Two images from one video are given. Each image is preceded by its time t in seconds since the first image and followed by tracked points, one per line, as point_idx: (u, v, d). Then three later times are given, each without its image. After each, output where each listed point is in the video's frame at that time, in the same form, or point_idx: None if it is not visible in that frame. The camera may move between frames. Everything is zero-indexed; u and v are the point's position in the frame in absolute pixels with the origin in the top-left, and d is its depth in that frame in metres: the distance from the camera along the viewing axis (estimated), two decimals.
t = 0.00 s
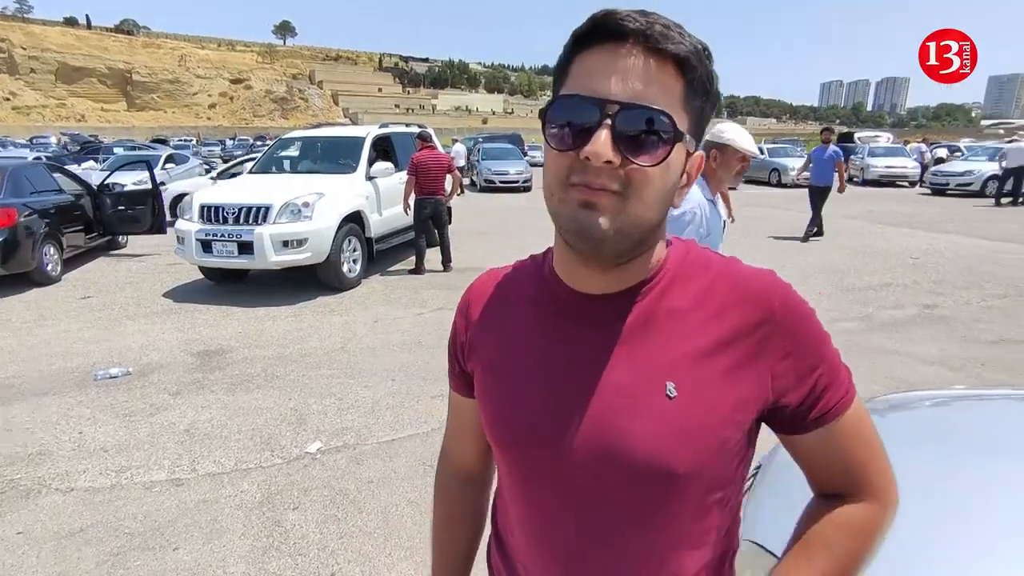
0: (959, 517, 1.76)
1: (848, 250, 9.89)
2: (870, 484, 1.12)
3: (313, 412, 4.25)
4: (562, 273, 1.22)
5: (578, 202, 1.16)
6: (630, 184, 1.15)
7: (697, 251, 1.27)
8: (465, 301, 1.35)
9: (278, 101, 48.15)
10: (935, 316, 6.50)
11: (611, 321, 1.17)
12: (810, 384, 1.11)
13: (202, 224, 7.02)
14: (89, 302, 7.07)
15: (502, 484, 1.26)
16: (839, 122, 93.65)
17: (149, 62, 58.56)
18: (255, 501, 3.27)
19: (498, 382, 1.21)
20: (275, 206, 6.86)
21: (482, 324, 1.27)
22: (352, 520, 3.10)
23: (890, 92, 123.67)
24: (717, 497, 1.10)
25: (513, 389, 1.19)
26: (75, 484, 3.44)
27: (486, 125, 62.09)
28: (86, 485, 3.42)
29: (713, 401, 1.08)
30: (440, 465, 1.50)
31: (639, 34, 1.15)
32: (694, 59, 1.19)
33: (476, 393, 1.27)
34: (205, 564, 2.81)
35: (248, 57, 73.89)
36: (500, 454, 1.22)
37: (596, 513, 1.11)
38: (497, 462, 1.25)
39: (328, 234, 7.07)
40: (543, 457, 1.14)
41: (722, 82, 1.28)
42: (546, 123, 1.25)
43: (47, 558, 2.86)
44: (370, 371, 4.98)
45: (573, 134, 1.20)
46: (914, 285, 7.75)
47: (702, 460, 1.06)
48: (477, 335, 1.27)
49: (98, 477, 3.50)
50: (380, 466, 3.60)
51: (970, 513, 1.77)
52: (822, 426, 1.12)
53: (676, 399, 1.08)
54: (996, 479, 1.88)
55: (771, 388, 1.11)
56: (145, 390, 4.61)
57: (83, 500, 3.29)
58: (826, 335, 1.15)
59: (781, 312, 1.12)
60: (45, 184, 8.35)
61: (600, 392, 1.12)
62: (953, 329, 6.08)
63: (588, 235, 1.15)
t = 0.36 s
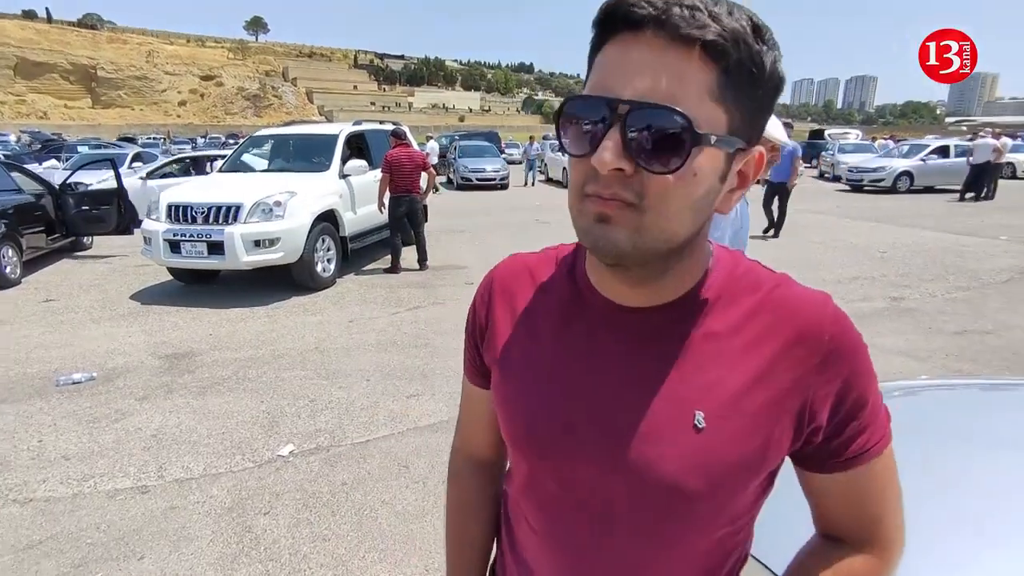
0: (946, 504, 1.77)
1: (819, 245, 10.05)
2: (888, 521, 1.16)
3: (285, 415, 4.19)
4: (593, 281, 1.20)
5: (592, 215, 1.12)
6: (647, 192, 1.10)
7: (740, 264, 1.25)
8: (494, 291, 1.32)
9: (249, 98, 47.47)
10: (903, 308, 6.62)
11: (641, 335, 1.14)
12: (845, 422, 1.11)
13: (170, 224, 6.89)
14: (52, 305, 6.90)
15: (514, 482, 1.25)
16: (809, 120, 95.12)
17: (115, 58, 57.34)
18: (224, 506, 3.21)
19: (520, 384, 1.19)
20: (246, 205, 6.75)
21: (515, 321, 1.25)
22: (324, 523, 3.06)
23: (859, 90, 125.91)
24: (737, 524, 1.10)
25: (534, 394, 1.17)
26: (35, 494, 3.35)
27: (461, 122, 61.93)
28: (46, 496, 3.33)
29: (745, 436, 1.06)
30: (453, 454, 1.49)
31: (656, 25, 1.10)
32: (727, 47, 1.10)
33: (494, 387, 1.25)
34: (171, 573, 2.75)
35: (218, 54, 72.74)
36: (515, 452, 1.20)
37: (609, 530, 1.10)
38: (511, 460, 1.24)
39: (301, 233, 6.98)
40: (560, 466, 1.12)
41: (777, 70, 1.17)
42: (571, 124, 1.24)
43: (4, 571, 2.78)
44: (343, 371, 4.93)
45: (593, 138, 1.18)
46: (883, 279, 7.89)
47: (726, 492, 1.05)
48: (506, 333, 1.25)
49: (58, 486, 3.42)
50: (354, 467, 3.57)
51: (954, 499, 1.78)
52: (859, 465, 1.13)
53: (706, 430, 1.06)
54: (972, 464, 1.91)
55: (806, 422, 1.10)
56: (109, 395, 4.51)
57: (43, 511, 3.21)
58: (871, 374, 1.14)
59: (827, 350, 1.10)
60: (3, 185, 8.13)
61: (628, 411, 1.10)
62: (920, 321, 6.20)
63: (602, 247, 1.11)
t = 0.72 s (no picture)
0: (940, 505, 1.75)
1: (809, 240, 10.11)
2: (878, 517, 1.14)
3: (276, 414, 4.17)
4: (592, 264, 1.21)
5: (591, 205, 1.13)
6: (644, 180, 1.11)
7: (737, 255, 1.24)
8: (490, 276, 1.33)
9: (238, 96, 47.14)
10: (893, 303, 6.66)
11: (637, 320, 1.14)
12: (837, 413, 1.09)
13: (158, 223, 6.84)
14: (40, 306, 6.84)
15: (502, 466, 1.25)
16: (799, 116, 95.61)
17: (101, 56, 56.85)
18: (215, 507, 3.20)
19: (508, 366, 1.20)
20: (236, 204, 6.71)
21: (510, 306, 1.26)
22: (317, 523, 3.05)
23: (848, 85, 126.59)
24: (722, 510, 1.09)
25: (522, 376, 1.18)
26: (24, 497, 3.32)
27: (452, 120, 61.81)
28: (35, 499, 3.30)
29: (731, 420, 1.05)
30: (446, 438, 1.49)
31: (651, 13, 1.09)
32: (723, 34, 1.09)
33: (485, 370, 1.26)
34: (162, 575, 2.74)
35: (207, 52, 72.25)
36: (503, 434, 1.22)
37: (591, 512, 1.10)
38: (500, 443, 1.25)
39: (291, 232, 6.95)
40: (544, 447, 1.13)
41: (775, 57, 1.15)
42: (570, 112, 1.24)
43: None
44: (335, 370, 4.92)
45: (590, 128, 1.19)
46: (873, 273, 7.93)
47: (709, 476, 1.05)
48: (500, 317, 1.26)
49: (48, 488, 3.39)
50: (347, 466, 3.56)
51: (946, 499, 1.77)
52: (850, 459, 1.10)
53: (693, 412, 1.06)
54: (959, 461, 1.90)
55: (798, 410, 1.08)
56: (98, 396, 4.48)
57: (32, 513, 3.18)
58: (866, 367, 1.12)
59: (820, 338, 1.09)
60: None
61: (614, 393, 1.10)
62: (911, 315, 6.24)
63: (599, 236, 1.12)
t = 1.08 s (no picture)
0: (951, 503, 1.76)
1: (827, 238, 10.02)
2: (859, 501, 1.12)
3: (296, 412, 4.21)
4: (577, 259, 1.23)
5: (553, 206, 1.16)
6: (591, 171, 1.13)
7: (715, 247, 1.25)
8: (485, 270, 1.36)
9: (253, 96, 47.45)
10: (913, 300, 6.59)
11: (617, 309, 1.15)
12: (813, 394, 1.09)
13: (177, 223, 6.92)
14: (63, 305, 6.94)
15: (489, 452, 1.26)
16: (816, 112, 94.67)
17: (119, 57, 57.46)
18: (237, 504, 3.23)
19: (496, 351, 1.22)
20: (252, 204, 6.77)
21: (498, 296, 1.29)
22: (337, 520, 3.08)
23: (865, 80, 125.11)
24: (705, 494, 1.08)
25: (507, 360, 1.19)
26: (52, 492, 3.38)
27: (467, 118, 61.83)
28: (62, 494, 3.35)
29: (707, 399, 1.05)
30: (440, 424, 1.48)
31: (565, 29, 1.16)
32: (631, 30, 1.13)
33: (476, 358, 1.28)
34: (187, 570, 2.78)
35: (222, 53, 72.81)
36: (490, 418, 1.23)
37: (572, 491, 1.10)
38: (489, 429, 1.26)
39: (307, 231, 7.00)
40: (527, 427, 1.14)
41: (696, 42, 1.16)
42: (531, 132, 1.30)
43: (23, 569, 2.81)
44: (353, 369, 4.95)
45: (542, 138, 1.23)
46: (892, 271, 7.84)
47: (686, 454, 1.04)
48: (490, 306, 1.28)
49: (75, 484, 3.44)
50: (366, 464, 3.58)
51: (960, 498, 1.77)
52: (825, 439, 1.10)
53: (671, 394, 1.06)
54: (977, 462, 1.90)
55: (774, 393, 1.09)
56: (122, 393, 4.55)
57: (60, 508, 3.24)
58: (839, 353, 1.13)
59: (794, 322, 1.09)
60: (12, 185, 8.16)
61: (595, 377, 1.10)
62: (931, 313, 6.17)
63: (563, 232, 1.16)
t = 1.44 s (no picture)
0: (969, 503, 1.76)
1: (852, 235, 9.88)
2: (892, 461, 1.08)
3: (319, 408, 4.25)
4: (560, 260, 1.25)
5: (516, 204, 1.20)
6: (540, 165, 1.16)
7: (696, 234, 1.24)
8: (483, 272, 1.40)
9: (275, 96, 47.85)
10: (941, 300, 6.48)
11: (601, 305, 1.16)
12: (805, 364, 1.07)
13: (202, 220, 7.01)
14: (92, 301, 7.07)
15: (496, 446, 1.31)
16: (840, 108, 93.33)
17: (144, 58, 58.27)
18: (263, 497, 3.27)
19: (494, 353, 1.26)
20: (275, 201, 6.84)
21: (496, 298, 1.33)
22: (361, 516, 3.10)
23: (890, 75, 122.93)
24: (699, 472, 1.10)
25: (506, 355, 1.24)
26: (85, 483, 3.45)
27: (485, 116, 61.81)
28: (95, 485, 3.42)
29: (695, 383, 1.07)
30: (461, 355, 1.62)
31: (504, 39, 1.23)
32: (561, 25, 1.18)
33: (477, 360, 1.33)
34: (216, 561, 2.82)
35: (244, 53, 73.54)
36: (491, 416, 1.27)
37: (573, 482, 1.14)
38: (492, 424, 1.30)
39: (329, 229, 7.06)
40: (524, 424, 1.18)
41: (629, 32, 1.20)
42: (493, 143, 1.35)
43: (58, 558, 2.87)
44: (376, 365, 4.98)
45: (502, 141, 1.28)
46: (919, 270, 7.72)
47: (678, 440, 1.06)
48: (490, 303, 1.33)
49: (106, 476, 3.51)
50: (389, 460, 3.61)
51: (980, 498, 1.77)
52: (828, 403, 1.09)
53: (654, 377, 1.07)
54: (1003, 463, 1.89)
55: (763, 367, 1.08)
56: (150, 388, 4.62)
57: (93, 499, 3.30)
58: (833, 316, 1.10)
59: (774, 298, 1.08)
60: (44, 183, 8.33)
61: (584, 367, 1.13)
62: (960, 313, 6.06)
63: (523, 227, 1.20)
